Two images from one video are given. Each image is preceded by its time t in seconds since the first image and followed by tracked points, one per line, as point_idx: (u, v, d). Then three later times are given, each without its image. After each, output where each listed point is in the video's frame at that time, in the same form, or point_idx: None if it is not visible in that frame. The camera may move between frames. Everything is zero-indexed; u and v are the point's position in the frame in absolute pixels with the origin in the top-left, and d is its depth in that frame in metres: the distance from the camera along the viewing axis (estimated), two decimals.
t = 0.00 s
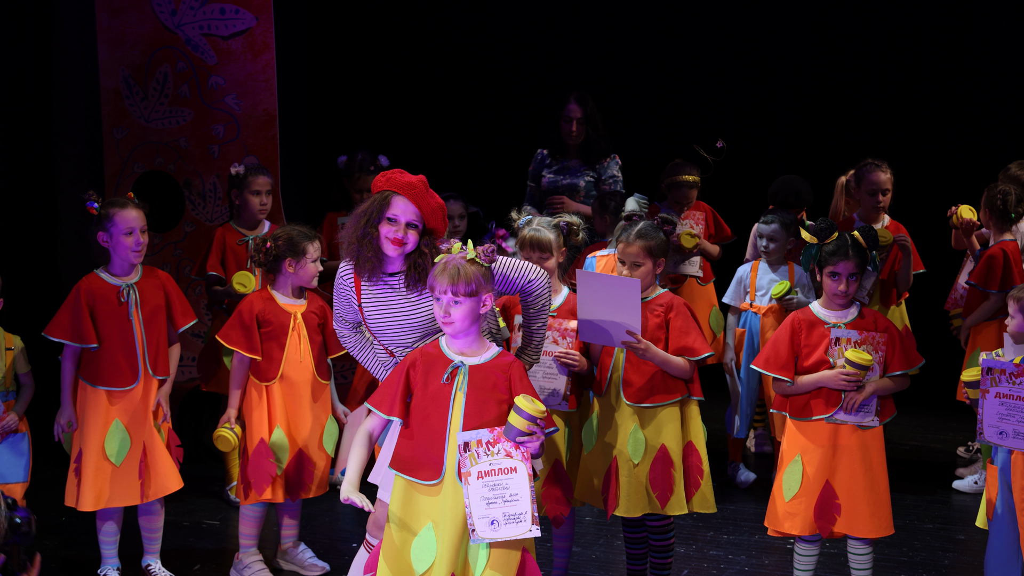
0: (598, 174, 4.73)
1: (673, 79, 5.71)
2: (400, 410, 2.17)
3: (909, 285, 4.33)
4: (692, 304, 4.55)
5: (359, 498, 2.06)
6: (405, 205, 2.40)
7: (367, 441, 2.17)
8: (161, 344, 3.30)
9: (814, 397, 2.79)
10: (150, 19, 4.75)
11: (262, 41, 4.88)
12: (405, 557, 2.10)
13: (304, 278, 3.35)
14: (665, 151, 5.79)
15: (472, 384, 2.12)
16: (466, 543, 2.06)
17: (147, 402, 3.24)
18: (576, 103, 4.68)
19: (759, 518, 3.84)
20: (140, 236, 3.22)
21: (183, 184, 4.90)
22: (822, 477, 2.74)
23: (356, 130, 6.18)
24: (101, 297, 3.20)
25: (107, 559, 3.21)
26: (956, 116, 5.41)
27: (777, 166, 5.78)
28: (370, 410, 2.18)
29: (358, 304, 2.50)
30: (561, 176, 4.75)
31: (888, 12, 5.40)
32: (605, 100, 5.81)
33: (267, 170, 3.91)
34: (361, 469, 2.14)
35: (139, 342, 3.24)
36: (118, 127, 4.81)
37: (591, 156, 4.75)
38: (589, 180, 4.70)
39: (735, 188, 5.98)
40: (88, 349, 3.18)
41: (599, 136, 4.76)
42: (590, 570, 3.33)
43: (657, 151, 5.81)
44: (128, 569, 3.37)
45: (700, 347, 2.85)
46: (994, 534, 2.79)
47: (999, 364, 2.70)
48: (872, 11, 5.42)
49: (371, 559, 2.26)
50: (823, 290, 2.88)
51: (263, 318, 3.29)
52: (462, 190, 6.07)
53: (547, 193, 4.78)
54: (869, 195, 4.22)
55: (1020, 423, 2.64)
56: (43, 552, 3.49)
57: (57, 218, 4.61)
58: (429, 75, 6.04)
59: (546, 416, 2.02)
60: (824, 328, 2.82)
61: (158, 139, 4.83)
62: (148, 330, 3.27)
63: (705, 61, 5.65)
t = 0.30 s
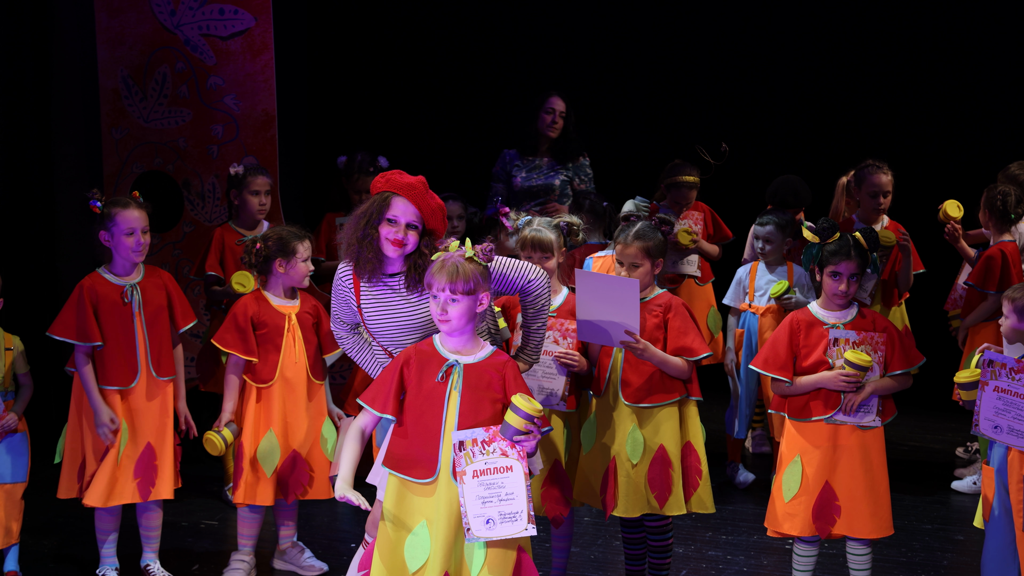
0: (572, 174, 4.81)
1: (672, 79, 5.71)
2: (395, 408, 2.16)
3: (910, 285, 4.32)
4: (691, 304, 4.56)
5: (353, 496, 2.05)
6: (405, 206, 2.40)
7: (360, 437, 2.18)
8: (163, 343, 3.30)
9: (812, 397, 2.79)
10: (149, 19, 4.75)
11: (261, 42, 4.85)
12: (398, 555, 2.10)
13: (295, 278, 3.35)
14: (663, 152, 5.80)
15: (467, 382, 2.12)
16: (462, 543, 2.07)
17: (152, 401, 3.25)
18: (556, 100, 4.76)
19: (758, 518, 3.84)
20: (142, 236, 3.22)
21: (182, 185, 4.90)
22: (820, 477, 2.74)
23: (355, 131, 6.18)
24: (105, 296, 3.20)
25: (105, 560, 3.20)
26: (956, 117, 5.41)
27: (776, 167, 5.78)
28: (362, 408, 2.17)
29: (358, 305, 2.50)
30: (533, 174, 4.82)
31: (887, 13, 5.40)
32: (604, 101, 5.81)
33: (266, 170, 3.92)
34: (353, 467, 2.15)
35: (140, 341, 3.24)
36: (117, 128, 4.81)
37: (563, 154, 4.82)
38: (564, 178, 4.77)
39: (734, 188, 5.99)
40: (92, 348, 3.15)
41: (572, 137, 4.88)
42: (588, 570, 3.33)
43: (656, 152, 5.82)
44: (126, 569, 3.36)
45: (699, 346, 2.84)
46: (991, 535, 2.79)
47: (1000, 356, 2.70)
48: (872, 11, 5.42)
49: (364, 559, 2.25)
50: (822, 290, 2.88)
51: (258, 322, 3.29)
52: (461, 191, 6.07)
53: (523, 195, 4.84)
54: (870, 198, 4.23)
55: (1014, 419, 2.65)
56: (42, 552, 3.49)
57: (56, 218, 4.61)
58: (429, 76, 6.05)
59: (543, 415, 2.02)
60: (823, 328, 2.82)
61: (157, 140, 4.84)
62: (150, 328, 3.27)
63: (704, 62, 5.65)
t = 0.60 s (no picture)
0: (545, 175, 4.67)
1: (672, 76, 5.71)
2: (390, 410, 2.16)
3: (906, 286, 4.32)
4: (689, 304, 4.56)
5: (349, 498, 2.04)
6: (405, 192, 2.42)
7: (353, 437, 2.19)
8: (156, 347, 3.28)
9: (812, 396, 2.79)
10: (147, 19, 4.75)
11: (260, 42, 4.83)
12: (397, 555, 2.10)
13: (272, 277, 3.33)
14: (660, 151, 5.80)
15: (463, 382, 2.12)
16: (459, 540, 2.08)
17: (145, 404, 3.23)
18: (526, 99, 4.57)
19: (756, 518, 3.85)
20: (137, 240, 3.21)
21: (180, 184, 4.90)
22: (819, 476, 2.74)
23: (354, 131, 6.18)
24: (95, 298, 3.21)
25: (104, 559, 3.20)
26: (954, 116, 5.41)
27: (773, 167, 5.78)
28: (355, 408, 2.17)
29: (358, 297, 2.48)
30: (508, 177, 4.61)
31: (886, 12, 5.40)
32: (602, 103, 5.82)
33: (264, 170, 3.93)
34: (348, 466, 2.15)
35: (132, 344, 3.24)
36: (115, 128, 4.81)
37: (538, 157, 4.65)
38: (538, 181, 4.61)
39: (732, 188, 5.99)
40: (82, 350, 3.18)
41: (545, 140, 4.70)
42: (586, 570, 3.33)
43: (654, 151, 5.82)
44: (125, 568, 3.37)
45: (696, 344, 2.85)
46: (985, 534, 2.79)
47: (990, 355, 2.68)
48: (871, 10, 5.42)
49: (361, 561, 2.25)
50: (821, 289, 2.88)
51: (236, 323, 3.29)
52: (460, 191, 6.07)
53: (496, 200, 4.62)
54: (867, 197, 4.23)
55: (1006, 418, 2.64)
56: (41, 552, 3.49)
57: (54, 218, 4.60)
58: (427, 76, 6.06)
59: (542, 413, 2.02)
60: (822, 327, 2.82)
61: (155, 140, 4.84)
62: (142, 331, 3.26)
63: (704, 62, 5.65)
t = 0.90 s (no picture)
0: (533, 174, 4.53)
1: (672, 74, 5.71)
2: (383, 408, 2.12)
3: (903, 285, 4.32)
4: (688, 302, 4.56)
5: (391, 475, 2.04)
6: (404, 166, 2.33)
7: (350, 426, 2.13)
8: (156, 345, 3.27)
9: (811, 395, 2.79)
10: (146, 17, 4.74)
11: (259, 39, 4.88)
12: (392, 555, 2.10)
13: (238, 282, 3.23)
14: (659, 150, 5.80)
15: (457, 379, 2.12)
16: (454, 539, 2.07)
17: (142, 401, 3.24)
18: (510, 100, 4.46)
19: (755, 516, 3.85)
20: (139, 235, 3.21)
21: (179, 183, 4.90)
22: (818, 475, 2.74)
23: (353, 129, 6.18)
24: (97, 294, 3.21)
25: (103, 557, 3.20)
26: (953, 115, 5.41)
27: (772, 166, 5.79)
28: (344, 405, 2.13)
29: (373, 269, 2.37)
30: (499, 176, 4.48)
31: (886, 10, 5.39)
32: (601, 102, 5.82)
33: (263, 168, 3.93)
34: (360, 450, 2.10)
35: (132, 341, 3.23)
36: (115, 126, 4.80)
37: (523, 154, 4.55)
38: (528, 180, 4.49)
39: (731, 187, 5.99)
40: (81, 345, 3.19)
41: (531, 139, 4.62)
42: (586, 569, 3.33)
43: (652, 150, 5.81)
44: (125, 567, 3.36)
45: (695, 343, 2.85)
46: (984, 534, 2.79)
47: (987, 357, 2.69)
48: (871, 9, 5.41)
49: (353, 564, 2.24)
50: (820, 287, 2.87)
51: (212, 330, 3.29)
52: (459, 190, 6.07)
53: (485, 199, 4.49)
54: (862, 196, 4.23)
55: (1004, 420, 2.65)
56: (40, 551, 3.49)
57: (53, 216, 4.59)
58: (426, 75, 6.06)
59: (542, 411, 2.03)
60: (821, 326, 2.82)
61: (154, 138, 4.84)
62: (142, 329, 3.25)
63: (703, 61, 5.65)
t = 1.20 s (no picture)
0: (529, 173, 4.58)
1: (671, 74, 5.72)
2: (399, 422, 1.99)
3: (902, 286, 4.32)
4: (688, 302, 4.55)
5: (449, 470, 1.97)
6: (374, 163, 2.29)
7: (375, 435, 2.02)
8: (156, 346, 3.26)
9: (812, 395, 2.79)
10: (147, 17, 4.76)
11: (260, 39, 4.93)
12: (391, 558, 2.02)
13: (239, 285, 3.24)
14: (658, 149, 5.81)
15: (466, 380, 2.08)
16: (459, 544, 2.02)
17: (138, 401, 3.23)
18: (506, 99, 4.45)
19: (755, 516, 3.85)
20: (139, 234, 3.21)
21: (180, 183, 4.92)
22: (820, 475, 2.74)
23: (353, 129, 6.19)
24: (97, 293, 3.23)
25: (104, 556, 3.20)
26: (953, 115, 5.40)
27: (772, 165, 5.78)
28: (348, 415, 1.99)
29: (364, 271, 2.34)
30: (499, 175, 4.49)
31: (885, 10, 5.39)
32: (601, 101, 5.82)
33: (264, 168, 3.93)
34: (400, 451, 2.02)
35: (131, 342, 3.23)
36: (116, 126, 4.81)
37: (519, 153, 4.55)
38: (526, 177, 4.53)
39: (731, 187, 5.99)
40: (83, 345, 3.21)
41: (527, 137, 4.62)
42: (586, 569, 3.33)
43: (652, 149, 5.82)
44: (126, 566, 3.37)
45: (695, 343, 2.85)
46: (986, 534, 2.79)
47: (993, 355, 2.69)
48: (871, 8, 5.41)
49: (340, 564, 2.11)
50: (820, 287, 2.87)
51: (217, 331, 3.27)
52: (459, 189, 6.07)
53: (485, 198, 4.48)
54: (858, 194, 4.23)
55: (1012, 418, 2.64)
56: (41, 550, 3.49)
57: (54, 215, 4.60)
58: (426, 75, 6.06)
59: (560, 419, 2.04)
60: (822, 326, 2.82)
61: (155, 138, 4.85)
62: (141, 330, 3.25)
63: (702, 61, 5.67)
